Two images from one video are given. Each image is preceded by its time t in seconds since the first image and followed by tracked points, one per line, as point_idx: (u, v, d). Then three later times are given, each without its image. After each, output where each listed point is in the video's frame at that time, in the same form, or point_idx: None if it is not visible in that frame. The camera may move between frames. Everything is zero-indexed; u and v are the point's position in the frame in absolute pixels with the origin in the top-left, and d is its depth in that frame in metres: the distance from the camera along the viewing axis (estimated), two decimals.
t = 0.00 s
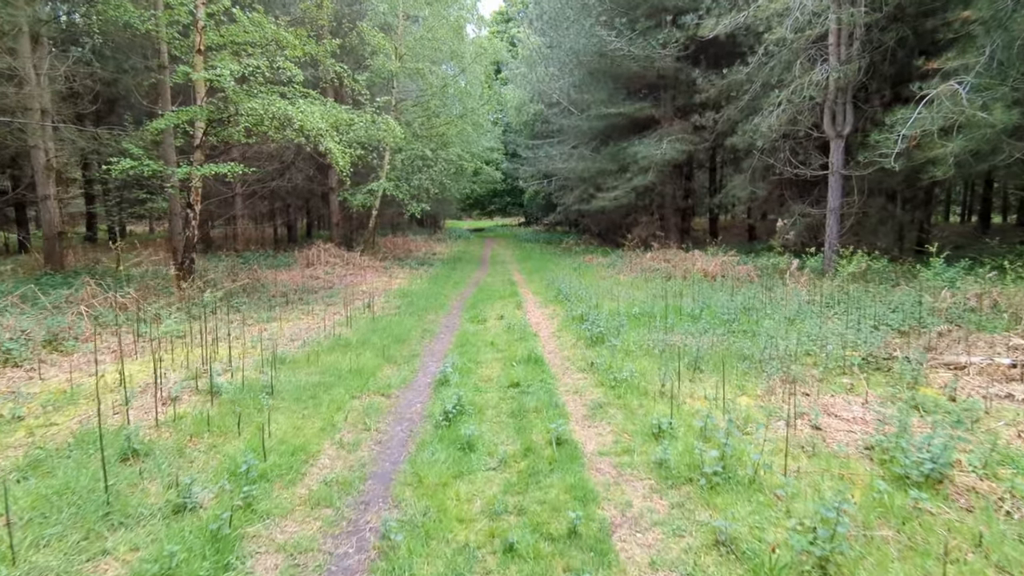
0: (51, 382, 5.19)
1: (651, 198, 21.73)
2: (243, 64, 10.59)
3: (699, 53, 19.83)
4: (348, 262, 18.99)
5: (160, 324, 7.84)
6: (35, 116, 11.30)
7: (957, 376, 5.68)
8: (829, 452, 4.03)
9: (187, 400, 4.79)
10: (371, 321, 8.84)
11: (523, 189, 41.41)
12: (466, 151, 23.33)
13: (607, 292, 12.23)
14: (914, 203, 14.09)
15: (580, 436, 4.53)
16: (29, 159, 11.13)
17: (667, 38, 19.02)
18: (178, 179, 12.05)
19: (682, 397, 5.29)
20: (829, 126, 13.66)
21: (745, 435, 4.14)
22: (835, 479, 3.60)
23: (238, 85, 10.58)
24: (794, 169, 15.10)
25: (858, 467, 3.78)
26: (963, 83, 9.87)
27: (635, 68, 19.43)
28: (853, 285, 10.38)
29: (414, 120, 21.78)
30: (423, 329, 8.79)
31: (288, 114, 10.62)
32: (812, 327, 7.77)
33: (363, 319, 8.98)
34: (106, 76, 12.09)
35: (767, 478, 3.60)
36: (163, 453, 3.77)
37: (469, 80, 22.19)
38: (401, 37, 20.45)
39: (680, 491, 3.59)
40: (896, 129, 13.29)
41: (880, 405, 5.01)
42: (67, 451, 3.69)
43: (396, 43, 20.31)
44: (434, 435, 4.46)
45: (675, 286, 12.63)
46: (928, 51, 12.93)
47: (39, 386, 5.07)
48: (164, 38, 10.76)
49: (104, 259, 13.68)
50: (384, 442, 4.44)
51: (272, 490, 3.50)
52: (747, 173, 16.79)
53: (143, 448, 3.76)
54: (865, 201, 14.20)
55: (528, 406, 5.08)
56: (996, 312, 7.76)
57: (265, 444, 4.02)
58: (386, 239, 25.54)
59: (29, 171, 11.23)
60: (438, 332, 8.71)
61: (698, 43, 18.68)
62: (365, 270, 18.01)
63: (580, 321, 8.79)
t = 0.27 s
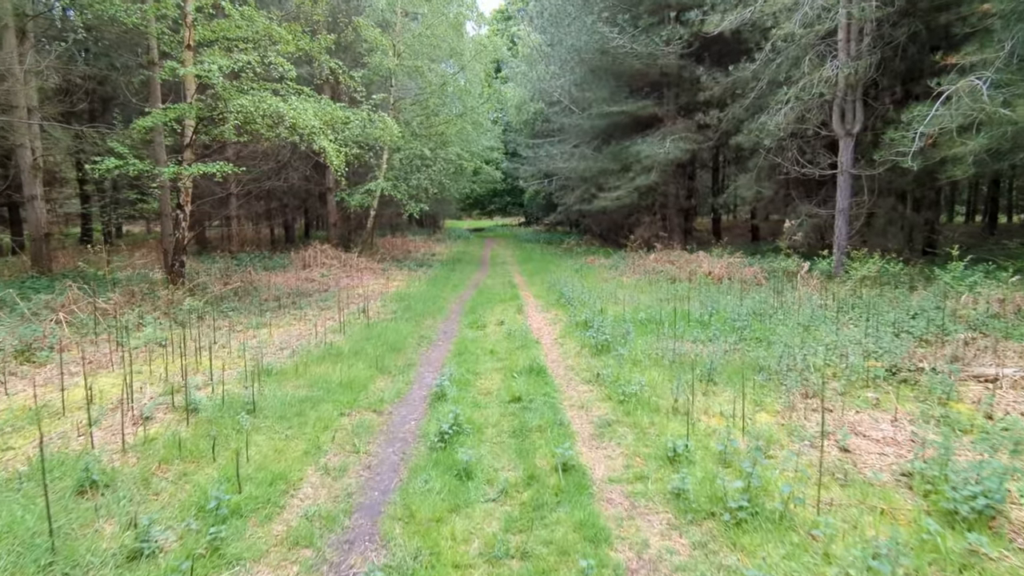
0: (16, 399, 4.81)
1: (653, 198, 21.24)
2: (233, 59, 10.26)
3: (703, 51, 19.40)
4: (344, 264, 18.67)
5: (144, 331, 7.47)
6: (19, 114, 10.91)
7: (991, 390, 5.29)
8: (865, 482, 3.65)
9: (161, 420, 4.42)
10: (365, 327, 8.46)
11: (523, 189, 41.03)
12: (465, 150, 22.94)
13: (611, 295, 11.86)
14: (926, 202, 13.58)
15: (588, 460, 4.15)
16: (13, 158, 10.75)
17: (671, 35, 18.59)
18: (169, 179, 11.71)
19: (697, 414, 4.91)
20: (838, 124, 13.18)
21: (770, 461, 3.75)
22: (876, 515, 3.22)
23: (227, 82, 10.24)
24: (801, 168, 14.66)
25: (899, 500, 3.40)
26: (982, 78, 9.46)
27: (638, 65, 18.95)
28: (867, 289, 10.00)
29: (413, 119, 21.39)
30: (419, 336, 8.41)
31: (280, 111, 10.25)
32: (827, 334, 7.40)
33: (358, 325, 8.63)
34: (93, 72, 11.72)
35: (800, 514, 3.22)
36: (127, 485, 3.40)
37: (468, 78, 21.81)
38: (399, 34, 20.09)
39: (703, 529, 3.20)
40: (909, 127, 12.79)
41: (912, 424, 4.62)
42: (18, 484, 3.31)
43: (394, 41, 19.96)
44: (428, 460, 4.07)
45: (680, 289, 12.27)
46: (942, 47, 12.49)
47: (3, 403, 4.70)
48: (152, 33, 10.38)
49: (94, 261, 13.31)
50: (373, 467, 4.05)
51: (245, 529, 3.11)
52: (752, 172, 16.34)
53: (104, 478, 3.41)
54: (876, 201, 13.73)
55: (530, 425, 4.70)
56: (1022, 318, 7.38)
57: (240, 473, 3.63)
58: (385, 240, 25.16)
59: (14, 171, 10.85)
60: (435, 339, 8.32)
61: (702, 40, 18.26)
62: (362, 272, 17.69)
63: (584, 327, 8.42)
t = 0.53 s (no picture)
0: None
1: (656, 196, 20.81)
2: (222, 49, 9.87)
3: (707, 46, 18.95)
4: (341, 263, 18.31)
5: (125, 334, 7.08)
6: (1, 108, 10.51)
7: None
8: (912, 507, 3.26)
9: (129, 435, 4.02)
10: (360, 330, 8.08)
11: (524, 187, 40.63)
12: (465, 147, 22.55)
13: (615, 295, 11.47)
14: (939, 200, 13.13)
15: (598, 479, 3.77)
16: None
17: (675, 30, 18.15)
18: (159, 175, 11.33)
19: (715, 427, 4.52)
20: (848, 119, 12.70)
21: (802, 485, 3.35)
22: (929, 548, 2.83)
23: (215, 73, 9.93)
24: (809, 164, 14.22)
25: (953, 531, 3.01)
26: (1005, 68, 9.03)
27: (641, 61, 18.46)
28: (882, 289, 9.61)
29: (411, 115, 21.00)
30: (415, 339, 8.02)
31: (270, 104, 9.88)
32: (846, 337, 7.00)
33: (352, 327, 8.24)
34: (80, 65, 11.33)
35: (844, 547, 2.83)
36: (82, 512, 3.02)
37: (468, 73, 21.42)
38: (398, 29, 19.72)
39: (734, 565, 2.82)
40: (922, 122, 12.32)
41: (952, 439, 4.23)
42: None
43: (394, 36, 19.60)
44: (422, 480, 3.67)
45: (686, 289, 11.88)
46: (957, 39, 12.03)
47: None
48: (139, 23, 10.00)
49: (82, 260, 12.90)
50: (360, 488, 3.65)
51: (211, 564, 2.72)
52: (758, 169, 15.90)
53: (55, 504, 3.01)
54: (887, 198, 13.28)
55: (534, 439, 4.31)
56: None
57: (211, 498, 3.24)
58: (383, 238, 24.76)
59: None
60: (433, 342, 7.92)
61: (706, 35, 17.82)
62: (359, 271, 17.31)
63: (589, 330, 8.03)
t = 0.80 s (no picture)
0: None
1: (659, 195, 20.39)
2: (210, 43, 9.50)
3: (711, 43, 18.53)
4: (337, 264, 17.94)
5: (104, 342, 6.70)
6: None
7: None
8: (968, 553, 2.87)
9: (91, 465, 3.63)
10: (353, 337, 7.69)
11: (524, 186, 40.23)
12: (464, 146, 22.15)
13: (619, 299, 11.08)
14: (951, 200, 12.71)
15: (610, 514, 3.38)
16: None
17: (678, 26, 17.72)
18: (147, 174, 10.95)
19: (736, 450, 4.13)
20: (858, 117, 12.22)
21: (843, 527, 2.96)
22: None
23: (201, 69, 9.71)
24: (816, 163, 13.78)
25: None
26: None
27: (644, 58, 18.02)
28: (898, 292, 9.23)
29: (409, 113, 20.61)
30: (410, 347, 7.63)
31: (261, 100, 9.50)
32: (866, 346, 6.60)
33: (344, 334, 7.86)
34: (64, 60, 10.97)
35: None
36: (23, 561, 2.64)
37: (467, 71, 21.04)
38: (396, 26, 19.34)
39: None
40: (934, 119, 11.89)
41: (1000, 467, 3.83)
42: None
43: (392, 33, 19.23)
44: (414, 517, 3.28)
45: (691, 293, 11.50)
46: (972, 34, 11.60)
47: None
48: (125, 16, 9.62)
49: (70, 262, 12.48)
50: (344, 525, 3.27)
51: None
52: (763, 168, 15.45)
53: None
54: (898, 199, 12.87)
55: (538, 465, 3.92)
56: None
57: (174, 543, 2.85)
58: (381, 239, 24.35)
59: None
60: (429, 350, 7.53)
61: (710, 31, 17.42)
62: (356, 272, 16.93)
63: (593, 337, 7.64)
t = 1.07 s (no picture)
0: None
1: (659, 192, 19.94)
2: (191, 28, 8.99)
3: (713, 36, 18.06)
4: (331, 262, 17.52)
5: (73, 345, 6.27)
6: None
7: None
8: None
9: (31, 489, 3.22)
10: (340, 339, 7.27)
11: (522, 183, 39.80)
12: (460, 142, 21.69)
13: (620, 299, 10.67)
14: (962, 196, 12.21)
15: (618, 545, 2.98)
16: None
17: (680, 19, 17.23)
18: (130, 167, 10.55)
19: (756, 469, 3.72)
20: (866, 110, 11.66)
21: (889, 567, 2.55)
22: None
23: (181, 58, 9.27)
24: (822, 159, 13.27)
25: None
26: None
27: (645, 51, 17.55)
28: (912, 291, 8.84)
29: (405, 108, 20.16)
30: (400, 350, 7.20)
31: (246, 91, 9.05)
32: (885, 349, 6.20)
33: (331, 336, 7.45)
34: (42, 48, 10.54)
35: None
36: None
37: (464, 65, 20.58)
38: (392, 18, 18.87)
39: None
40: (946, 113, 11.35)
41: None
42: None
43: (387, 26, 18.77)
44: (394, 552, 2.87)
45: (695, 292, 11.11)
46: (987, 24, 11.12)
47: None
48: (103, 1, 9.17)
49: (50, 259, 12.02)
50: (315, 559, 2.86)
51: None
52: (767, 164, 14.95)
53: None
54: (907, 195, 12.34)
55: (537, 486, 3.51)
56: None
57: None
58: (376, 236, 23.91)
59: None
60: (420, 354, 7.10)
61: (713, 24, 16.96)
62: (349, 271, 16.49)
63: (594, 339, 7.22)
